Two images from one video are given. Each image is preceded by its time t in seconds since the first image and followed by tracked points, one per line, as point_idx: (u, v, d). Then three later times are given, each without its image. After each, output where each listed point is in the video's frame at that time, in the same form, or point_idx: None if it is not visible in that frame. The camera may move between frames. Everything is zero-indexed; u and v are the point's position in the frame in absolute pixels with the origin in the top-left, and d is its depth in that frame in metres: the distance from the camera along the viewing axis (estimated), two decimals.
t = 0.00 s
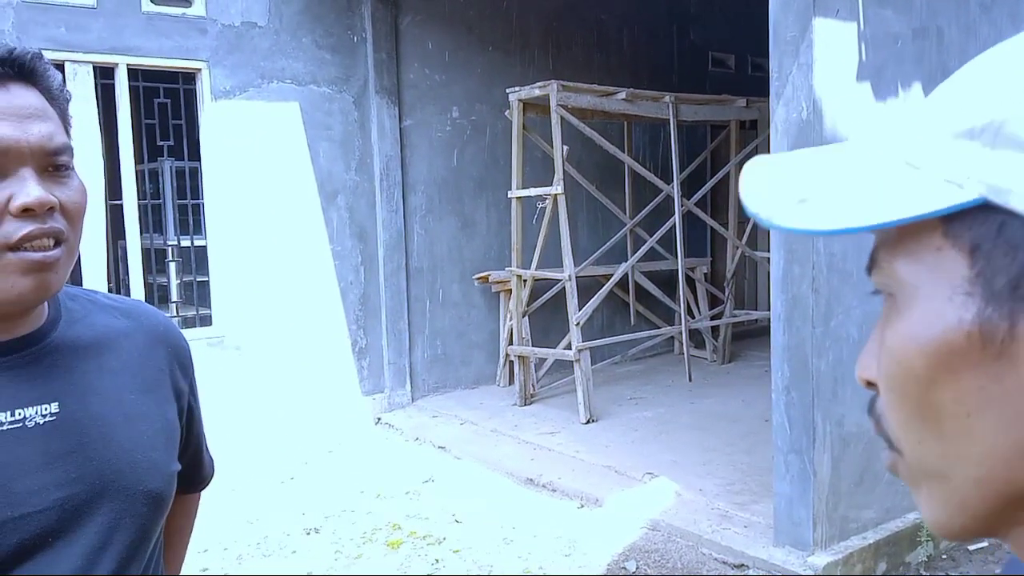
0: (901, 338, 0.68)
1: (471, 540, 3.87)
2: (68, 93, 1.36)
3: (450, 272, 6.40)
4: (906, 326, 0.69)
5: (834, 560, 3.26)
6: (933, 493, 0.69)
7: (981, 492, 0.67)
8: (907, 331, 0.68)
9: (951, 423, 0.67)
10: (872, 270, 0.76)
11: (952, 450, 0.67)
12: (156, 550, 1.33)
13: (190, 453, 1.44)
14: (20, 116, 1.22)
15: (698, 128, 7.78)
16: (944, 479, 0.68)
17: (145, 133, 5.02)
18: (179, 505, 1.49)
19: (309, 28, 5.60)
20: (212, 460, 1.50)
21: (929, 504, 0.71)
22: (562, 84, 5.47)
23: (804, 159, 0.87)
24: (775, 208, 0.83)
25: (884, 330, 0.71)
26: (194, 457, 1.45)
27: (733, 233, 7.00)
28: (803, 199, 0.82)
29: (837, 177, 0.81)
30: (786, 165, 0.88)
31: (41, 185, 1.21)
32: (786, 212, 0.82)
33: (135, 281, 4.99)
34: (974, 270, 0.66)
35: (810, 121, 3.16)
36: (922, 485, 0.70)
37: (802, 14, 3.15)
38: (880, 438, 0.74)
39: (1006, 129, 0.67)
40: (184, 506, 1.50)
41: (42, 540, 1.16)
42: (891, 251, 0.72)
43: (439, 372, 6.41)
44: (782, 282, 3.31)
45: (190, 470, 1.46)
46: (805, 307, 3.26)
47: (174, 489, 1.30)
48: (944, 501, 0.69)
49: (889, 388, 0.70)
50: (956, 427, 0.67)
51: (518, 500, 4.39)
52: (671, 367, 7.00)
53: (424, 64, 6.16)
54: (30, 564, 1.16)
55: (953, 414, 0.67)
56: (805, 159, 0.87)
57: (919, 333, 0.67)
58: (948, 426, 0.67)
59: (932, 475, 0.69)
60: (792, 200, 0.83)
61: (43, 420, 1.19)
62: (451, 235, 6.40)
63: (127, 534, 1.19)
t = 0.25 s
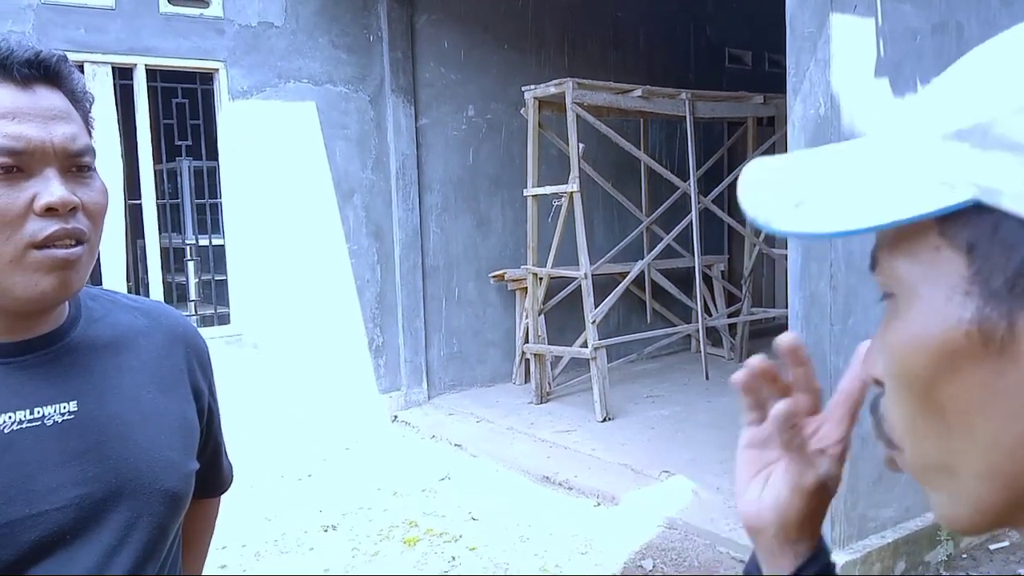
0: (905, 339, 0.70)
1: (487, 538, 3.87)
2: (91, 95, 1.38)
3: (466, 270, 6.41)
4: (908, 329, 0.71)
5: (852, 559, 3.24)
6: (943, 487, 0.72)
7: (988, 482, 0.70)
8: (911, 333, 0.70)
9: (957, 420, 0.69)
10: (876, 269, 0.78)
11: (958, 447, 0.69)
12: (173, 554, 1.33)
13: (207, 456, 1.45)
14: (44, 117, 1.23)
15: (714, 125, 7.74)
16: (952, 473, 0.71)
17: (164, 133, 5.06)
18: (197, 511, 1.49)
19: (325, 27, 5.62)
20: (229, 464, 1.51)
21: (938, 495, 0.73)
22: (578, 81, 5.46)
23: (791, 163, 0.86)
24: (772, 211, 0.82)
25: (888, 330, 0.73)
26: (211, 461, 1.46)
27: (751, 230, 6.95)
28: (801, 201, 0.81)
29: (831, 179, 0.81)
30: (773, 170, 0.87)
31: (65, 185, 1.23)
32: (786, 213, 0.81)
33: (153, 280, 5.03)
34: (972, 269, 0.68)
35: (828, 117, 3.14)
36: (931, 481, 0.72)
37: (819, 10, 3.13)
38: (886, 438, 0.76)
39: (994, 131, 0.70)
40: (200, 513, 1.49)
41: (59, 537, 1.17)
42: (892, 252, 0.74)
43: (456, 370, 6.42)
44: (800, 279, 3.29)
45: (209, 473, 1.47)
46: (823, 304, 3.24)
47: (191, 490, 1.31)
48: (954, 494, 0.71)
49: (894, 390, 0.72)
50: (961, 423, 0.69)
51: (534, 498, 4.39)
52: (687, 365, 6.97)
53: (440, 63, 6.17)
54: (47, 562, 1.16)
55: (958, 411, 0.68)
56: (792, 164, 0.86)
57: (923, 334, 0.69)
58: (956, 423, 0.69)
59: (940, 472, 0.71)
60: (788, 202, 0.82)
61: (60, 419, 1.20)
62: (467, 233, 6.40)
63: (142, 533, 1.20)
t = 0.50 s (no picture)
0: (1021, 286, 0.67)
1: (495, 536, 3.88)
2: (100, 95, 1.39)
3: (474, 268, 6.41)
4: None
5: (861, 556, 3.23)
6: (990, 444, 0.71)
7: None
8: None
9: None
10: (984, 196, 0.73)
11: None
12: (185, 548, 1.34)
13: (218, 449, 1.45)
14: (53, 117, 1.24)
15: (723, 121, 7.72)
16: (1012, 435, 0.70)
17: (172, 131, 5.09)
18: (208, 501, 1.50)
19: (333, 26, 5.63)
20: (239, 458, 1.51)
21: (975, 453, 0.73)
22: (585, 78, 5.45)
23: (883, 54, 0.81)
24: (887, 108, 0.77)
25: (997, 270, 0.69)
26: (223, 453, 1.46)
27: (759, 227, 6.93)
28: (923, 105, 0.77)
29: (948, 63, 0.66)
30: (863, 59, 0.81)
31: (73, 184, 1.24)
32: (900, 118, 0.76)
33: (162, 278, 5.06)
34: None
35: (835, 113, 3.12)
36: (981, 436, 0.72)
37: (827, 6, 3.11)
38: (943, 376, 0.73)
39: None
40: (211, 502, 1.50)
41: (68, 533, 1.19)
42: None
43: (464, 368, 6.43)
44: (809, 276, 3.27)
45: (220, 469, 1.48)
46: (832, 302, 3.22)
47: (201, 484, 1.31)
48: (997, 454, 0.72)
49: (986, 336, 0.68)
50: None
51: (542, 494, 4.42)
52: (695, 363, 6.96)
53: (447, 60, 6.17)
54: (56, 558, 1.18)
55: None
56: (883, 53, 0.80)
57: None
58: None
59: (1000, 431, 0.70)
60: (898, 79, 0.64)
61: (68, 416, 1.21)
62: (475, 231, 6.41)
63: (151, 529, 1.20)
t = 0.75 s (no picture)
0: None
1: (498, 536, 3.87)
2: (99, 97, 1.39)
3: (476, 268, 6.41)
4: None
5: (863, 556, 3.22)
6: (991, 427, 0.76)
7: None
8: None
9: None
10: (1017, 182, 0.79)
11: None
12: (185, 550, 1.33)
13: (219, 449, 1.45)
14: (48, 120, 1.24)
15: (725, 120, 7.71)
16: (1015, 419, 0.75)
17: (174, 132, 5.10)
18: (212, 503, 1.49)
19: (334, 26, 5.63)
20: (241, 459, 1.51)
21: (972, 437, 0.78)
22: (586, 78, 5.44)
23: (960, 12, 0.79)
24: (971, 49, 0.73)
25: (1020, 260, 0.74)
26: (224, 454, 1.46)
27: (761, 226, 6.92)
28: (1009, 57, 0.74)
29: None
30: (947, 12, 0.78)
31: (69, 187, 1.23)
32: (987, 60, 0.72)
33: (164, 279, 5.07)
34: None
35: (837, 112, 3.11)
36: (984, 418, 0.76)
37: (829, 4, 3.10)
38: (952, 357, 0.78)
39: None
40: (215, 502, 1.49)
41: (67, 534, 1.17)
42: None
43: (466, 368, 6.43)
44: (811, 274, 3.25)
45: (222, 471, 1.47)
46: (834, 301, 3.21)
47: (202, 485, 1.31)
48: (995, 438, 0.76)
49: (1005, 327, 0.73)
50: None
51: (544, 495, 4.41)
52: (698, 362, 6.95)
53: (449, 60, 6.17)
54: (55, 559, 1.17)
55: None
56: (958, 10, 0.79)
57: None
58: None
59: (1005, 416, 0.75)
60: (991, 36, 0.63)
61: (68, 417, 1.21)
62: (476, 231, 6.40)
63: (153, 529, 1.20)
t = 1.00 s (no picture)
0: (985, 290, 0.65)
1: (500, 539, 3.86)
2: (101, 100, 1.39)
3: (478, 270, 6.41)
4: (993, 276, 0.66)
5: (866, 559, 3.21)
6: (941, 445, 0.69)
7: (996, 458, 0.68)
8: (994, 282, 0.65)
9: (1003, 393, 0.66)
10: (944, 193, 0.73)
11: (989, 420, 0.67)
12: (187, 551, 1.33)
13: (224, 451, 1.45)
14: (51, 121, 1.24)
15: (728, 122, 7.70)
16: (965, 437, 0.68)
17: (177, 134, 5.09)
18: (218, 504, 1.50)
19: (337, 28, 5.64)
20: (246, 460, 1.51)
21: (922, 452, 0.71)
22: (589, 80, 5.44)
23: (858, 47, 0.75)
24: (861, 96, 0.70)
25: (952, 270, 0.68)
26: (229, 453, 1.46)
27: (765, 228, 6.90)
28: (901, 94, 0.70)
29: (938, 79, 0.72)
30: (841, 53, 0.74)
31: (71, 189, 1.24)
32: (876, 107, 0.69)
33: (167, 281, 5.07)
34: None
35: (840, 114, 3.11)
36: (930, 436, 0.70)
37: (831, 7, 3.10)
38: (894, 372, 0.72)
39: None
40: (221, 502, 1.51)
41: (68, 535, 1.17)
42: (988, 189, 0.70)
43: (468, 369, 6.43)
44: (813, 277, 3.25)
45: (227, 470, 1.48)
46: (836, 304, 3.20)
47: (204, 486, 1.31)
48: (948, 456, 0.69)
49: (941, 337, 0.67)
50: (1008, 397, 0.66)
51: (546, 498, 4.39)
52: (700, 365, 6.95)
53: (452, 63, 6.17)
54: (56, 560, 1.17)
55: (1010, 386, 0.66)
56: (856, 45, 0.75)
57: (1008, 288, 0.65)
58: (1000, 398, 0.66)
59: (951, 432, 0.68)
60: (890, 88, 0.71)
61: (69, 419, 1.21)
62: (479, 233, 6.40)
63: (154, 530, 1.20)
